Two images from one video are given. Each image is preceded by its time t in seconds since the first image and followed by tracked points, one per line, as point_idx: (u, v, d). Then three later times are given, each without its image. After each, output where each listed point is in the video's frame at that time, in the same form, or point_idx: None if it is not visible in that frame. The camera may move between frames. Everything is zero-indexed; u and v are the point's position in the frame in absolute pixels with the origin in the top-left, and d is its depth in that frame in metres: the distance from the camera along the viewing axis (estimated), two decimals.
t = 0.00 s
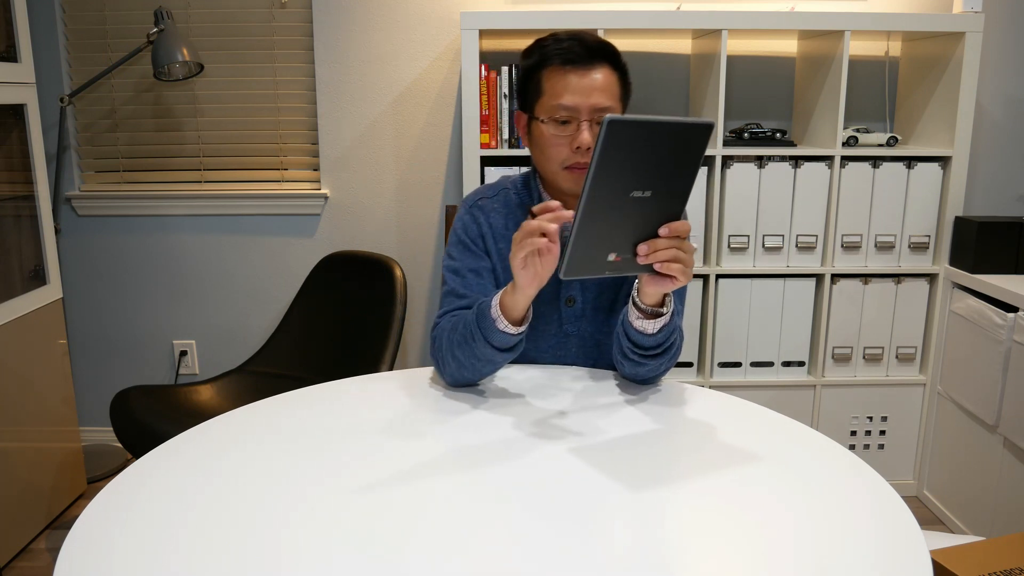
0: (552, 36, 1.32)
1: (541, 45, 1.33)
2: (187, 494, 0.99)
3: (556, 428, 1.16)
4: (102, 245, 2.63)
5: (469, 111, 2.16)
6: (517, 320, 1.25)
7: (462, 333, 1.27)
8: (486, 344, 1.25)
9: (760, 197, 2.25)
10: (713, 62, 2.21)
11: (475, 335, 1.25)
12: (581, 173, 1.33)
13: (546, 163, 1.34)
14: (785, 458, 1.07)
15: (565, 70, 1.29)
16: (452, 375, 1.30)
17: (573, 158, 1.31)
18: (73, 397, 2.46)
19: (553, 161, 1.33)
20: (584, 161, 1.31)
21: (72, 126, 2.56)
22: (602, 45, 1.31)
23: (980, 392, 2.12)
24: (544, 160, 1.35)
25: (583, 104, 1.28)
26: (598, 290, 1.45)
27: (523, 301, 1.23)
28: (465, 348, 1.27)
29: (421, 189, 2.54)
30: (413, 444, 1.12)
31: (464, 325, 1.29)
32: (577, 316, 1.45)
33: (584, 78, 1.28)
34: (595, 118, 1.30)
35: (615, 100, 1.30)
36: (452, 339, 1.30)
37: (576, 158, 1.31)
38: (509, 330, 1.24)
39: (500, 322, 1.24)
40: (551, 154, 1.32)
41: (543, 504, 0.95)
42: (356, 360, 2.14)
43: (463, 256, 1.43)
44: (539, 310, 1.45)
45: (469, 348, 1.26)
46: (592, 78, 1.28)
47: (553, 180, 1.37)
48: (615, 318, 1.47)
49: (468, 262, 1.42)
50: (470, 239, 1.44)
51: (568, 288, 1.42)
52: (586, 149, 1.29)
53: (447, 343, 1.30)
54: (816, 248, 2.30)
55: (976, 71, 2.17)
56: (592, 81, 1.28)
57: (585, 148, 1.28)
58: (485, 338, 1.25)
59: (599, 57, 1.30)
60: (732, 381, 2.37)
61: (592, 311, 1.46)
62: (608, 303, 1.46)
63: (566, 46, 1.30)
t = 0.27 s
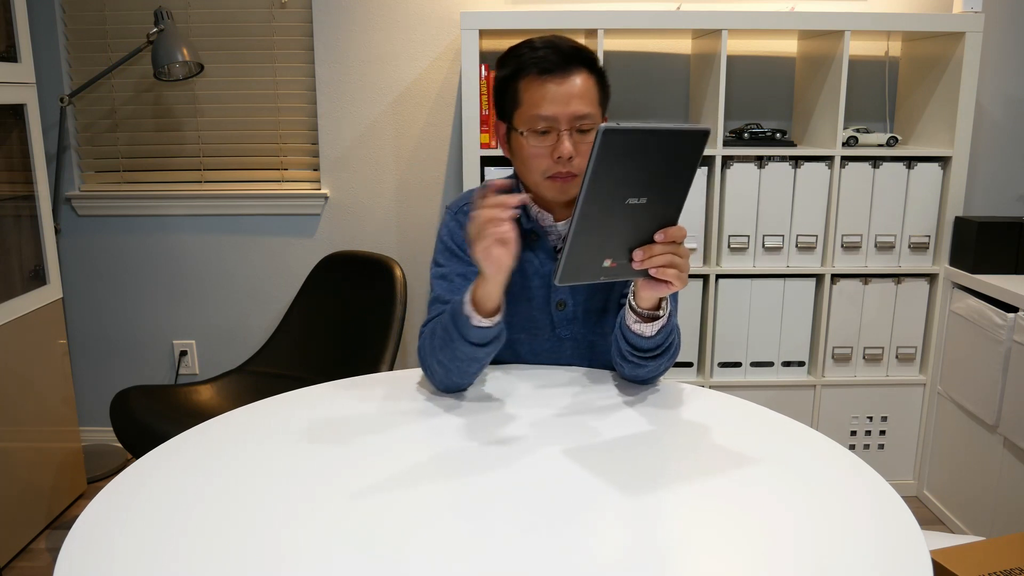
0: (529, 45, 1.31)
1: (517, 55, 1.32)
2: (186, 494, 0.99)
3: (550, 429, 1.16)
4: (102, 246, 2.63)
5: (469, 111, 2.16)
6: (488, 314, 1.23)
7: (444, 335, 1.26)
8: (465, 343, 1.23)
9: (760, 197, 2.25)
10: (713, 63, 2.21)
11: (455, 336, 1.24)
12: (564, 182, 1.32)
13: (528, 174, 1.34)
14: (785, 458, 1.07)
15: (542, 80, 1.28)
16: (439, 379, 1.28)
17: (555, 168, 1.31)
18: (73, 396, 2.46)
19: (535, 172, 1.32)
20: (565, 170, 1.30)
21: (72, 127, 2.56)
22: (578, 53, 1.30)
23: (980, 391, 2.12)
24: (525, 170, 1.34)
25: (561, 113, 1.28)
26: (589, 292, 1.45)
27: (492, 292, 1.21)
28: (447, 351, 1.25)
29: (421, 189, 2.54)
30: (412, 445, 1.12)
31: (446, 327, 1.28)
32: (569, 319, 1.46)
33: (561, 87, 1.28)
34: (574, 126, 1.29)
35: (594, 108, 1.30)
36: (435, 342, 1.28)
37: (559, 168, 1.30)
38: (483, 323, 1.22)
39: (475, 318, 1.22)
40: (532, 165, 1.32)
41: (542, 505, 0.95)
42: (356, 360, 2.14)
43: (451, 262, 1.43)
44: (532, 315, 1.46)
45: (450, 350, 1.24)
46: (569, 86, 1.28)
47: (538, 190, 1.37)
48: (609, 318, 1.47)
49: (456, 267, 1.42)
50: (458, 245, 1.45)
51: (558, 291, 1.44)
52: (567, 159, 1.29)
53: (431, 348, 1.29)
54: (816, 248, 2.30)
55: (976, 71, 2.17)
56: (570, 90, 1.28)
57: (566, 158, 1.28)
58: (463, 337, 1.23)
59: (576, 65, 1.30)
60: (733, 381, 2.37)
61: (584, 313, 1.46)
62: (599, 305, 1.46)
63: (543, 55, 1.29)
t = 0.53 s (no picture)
0: (514, 46, 1.31)
1: (502, 56, 1.32)
2: (185, 494, 0.99)
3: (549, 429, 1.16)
4: (102, 245, 2.63)
5: (468, 111, 2.16)
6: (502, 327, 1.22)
7: (447, 340, 1.25)
8: (473, 351, 1.22)
9: (760, 197, 2.25)
10: (713, 63, 2.21)
11: (461, 343, 1.23)
12: (550, 184, 1.34)
13: (515, 175, 1.36)
14: (783, 457, 1.07)
15: (527, 82, 1.29)
16: (441, 382, 1.27)
17: (541, 169, 1.32)
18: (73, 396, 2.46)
19: (522, 174, 1.34)
20: (551, 172, 1.32)
21: (72, 127, 2.56)
22: (564, 54, 1.30)
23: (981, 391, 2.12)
24: (512, 171, 1.36)
25: (546, 115, 1.28)
26: (580, 292, 1.45)
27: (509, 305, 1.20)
28: (452, 357, 1.24)
29: (421, 189, 2.54)
30: (411, 445, 1.12)
31: (449, 332, 1.27)
32: (561, 320, 1.46)
33: (546, 89, 1.28)
34: (560, 128, 1.30)
35: (580, 109, 1.30)
36: (438, 345, 1.27)
37: (545, 170, 1.32)
38: (496, 335, 1.21)
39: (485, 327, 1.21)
40: (519, 166, 1.33)
41: (542, 504, 0.95)
42: (356, 360, 2.14)
43: (443, 262, 1.43)
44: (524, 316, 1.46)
45: (456, 356, 1.23)
46: (554, 88, 1.28)
47: (525, 191, 1.38)
48: (604, 320, 1.47)
49: (449, 268, 1.42)
50: (450, 246, 1.45)
51: (550, 293, 1.44)
52: (553, 161, 1.30)
53: (433, 351, 1.28)
54: (816, 248, 2.30)
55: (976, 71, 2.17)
56: (555, 92, 1.28)
57: (552, 160, 1.29)
58: (471, 345, 1.22)
59: (562, 66, 1.30)
60: (733, 381, 2.37)
61: (577, 314, 1.46)
62: (592, 306, 1.46)
63: (528, 57, 1.29)
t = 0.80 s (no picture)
0: (512, 45, 1.31)
1: (500, 55, 1.32)
2: (185, 494, 0.99)
3: (551, 429, 1.16)
4: (102, 245, 2.63)
5: (468, 111, 2.16)
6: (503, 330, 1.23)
7: (449, 342, 1.26)
8: (475, 355, 1.23)
9: (760, 197, 2.25)
10: (713, 63, 2.21)
11: (463, 346, 1.23)
12: (546, 184, 1.33)
13: (510, 174, 1.35)
14: (782, 457, 1.07)
15: (524, 80, 1.29)
16: (439, 383, 1.28)
17: (537, 168, 1.31)
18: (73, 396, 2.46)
19: (518, 173, 1.33)
20: (547, 171, 1.31)
21: (72, 127, 2.56)
22: (561, 53, 1.30)
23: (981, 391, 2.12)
24: (508, 170, 1.35)
25: (543, 113, 1.28)
26: (577, 292, 1.46)
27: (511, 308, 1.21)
28: (453, 359, 1.25)
29: (421, 188, 2.54)
30: (411, 445, 1.12)
31: (451, 333, 1.27)
32: (558, 320, 1.46)
33: (543, 87, 1.28)
34: (556, 127, 1.29)
35: (577, 108, 1.30)
36: (439, 345, 1.28)
37: (541, 168, 1.31)
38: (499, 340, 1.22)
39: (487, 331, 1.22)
40: (515, 165, 1.33)
41: (542, 504, 0.95)
42: (356, 360, 2.14)
43: (442, 262, 1.43)
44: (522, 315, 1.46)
45: (457, 360, 1.24)
46: (551, 86, 1.28)
47: (521, 191, 1.37)
48: (601, 319, 1.47)
49: (447, 268, 1.42)
50: (448, 246, 1.44)
51: (547, 293, 1.44)
52: (549, 159, 1.29)
53: (434, 351, 1.28)
54: (816, 248, 2.30)
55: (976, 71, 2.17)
56: (552, 90, 1.28)
57: (548, 158, 1.29)
58: (474, 349, 1.23)
59: (559, 65, 1.30)
60: (733, 381, 2.37)
61: (574, 314, 1.47)
62: (589, 306, 1.47)
63: (526, 55, 1.29)
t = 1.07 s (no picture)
0: (514, 42, 1.33)
1: (503, 53, 1.34)
2: (185, 494, 0.99)
3: (548, 429, 1.16)
4: (102, 245, 2.63)
5: (468, 111, 2.16)
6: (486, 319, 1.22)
7: (438, 338, 1.25)
8: (460, 346, 1.21)
9: (760, 197, 2.25)
10: (713, 63, 2.21)
11: (448, 339, 1.22)
12: (549, 178, 1.32)
13: (513, 169, 1.34)
14: (783, 457, 1.07)
15: (527, 74, 1.30)
16: (437, 380, 1.27)
17: (540, 162, 1.30)
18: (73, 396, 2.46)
19: (520, 167, 1.32)
20: (550, 164, 1.30)
21: (72, 127, 2.56)
22: (563, 51, 1.32)
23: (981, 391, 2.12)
24: (510, 166, 1.34)
25: (546, 106, 1.29)
26: (578, 293, 1.46)
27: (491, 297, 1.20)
28: (442, 355, 1.24)
29: (421, 188, 2.54)
30: (411, 445, 1.12)
31: (440, 329, 1.26)
32: (558, 321, 1.46)
33: (546, 81, 1.29)
34: (559, 121, 1.30)
35: (579, 103, 1.31)
36: (431, 343, 1.27)
37: (544, 161, 1.30)
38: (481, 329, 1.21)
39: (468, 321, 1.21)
40: (517, 159, 1.32)
41: (542, 504, 0.95)
42: (356, 360, 2.14)
43: (442, 262, 1.43)
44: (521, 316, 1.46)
45: (445, 353, 1.23)
46: (553, 80, 1.29)
47: (523, 188, 1.36)
48: (601, 319, 1.47)
49: (447, 269, 1.42)
50: (448, 246, 1.45)
51: (547, 293, 1.44)
52: (553, 152, 1.29)
53: (427, 350, 1.28)
54: (816, 248, 2.30)
55: (976, 71, 2.17)
56: (555, 84, 1.29)
57: (551, 151, 1.29)
58: (458, 340, 1.21)
59: (562, 62, 1.31)
60: (733, 381, 2.37)
61: (574, 314, 1.46)
62: (589, 306, 1.47)
63: (529, 51, 1.31)
